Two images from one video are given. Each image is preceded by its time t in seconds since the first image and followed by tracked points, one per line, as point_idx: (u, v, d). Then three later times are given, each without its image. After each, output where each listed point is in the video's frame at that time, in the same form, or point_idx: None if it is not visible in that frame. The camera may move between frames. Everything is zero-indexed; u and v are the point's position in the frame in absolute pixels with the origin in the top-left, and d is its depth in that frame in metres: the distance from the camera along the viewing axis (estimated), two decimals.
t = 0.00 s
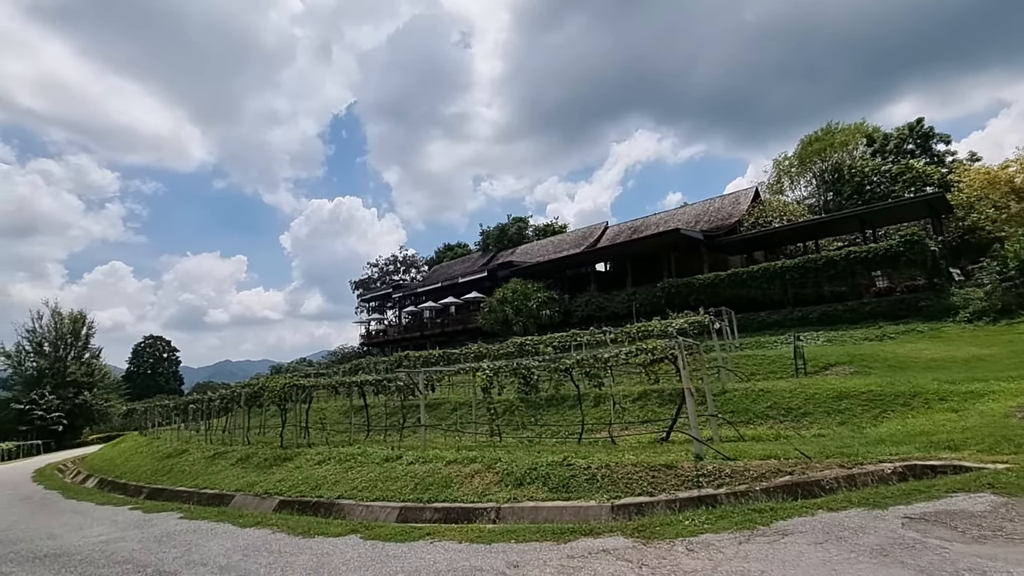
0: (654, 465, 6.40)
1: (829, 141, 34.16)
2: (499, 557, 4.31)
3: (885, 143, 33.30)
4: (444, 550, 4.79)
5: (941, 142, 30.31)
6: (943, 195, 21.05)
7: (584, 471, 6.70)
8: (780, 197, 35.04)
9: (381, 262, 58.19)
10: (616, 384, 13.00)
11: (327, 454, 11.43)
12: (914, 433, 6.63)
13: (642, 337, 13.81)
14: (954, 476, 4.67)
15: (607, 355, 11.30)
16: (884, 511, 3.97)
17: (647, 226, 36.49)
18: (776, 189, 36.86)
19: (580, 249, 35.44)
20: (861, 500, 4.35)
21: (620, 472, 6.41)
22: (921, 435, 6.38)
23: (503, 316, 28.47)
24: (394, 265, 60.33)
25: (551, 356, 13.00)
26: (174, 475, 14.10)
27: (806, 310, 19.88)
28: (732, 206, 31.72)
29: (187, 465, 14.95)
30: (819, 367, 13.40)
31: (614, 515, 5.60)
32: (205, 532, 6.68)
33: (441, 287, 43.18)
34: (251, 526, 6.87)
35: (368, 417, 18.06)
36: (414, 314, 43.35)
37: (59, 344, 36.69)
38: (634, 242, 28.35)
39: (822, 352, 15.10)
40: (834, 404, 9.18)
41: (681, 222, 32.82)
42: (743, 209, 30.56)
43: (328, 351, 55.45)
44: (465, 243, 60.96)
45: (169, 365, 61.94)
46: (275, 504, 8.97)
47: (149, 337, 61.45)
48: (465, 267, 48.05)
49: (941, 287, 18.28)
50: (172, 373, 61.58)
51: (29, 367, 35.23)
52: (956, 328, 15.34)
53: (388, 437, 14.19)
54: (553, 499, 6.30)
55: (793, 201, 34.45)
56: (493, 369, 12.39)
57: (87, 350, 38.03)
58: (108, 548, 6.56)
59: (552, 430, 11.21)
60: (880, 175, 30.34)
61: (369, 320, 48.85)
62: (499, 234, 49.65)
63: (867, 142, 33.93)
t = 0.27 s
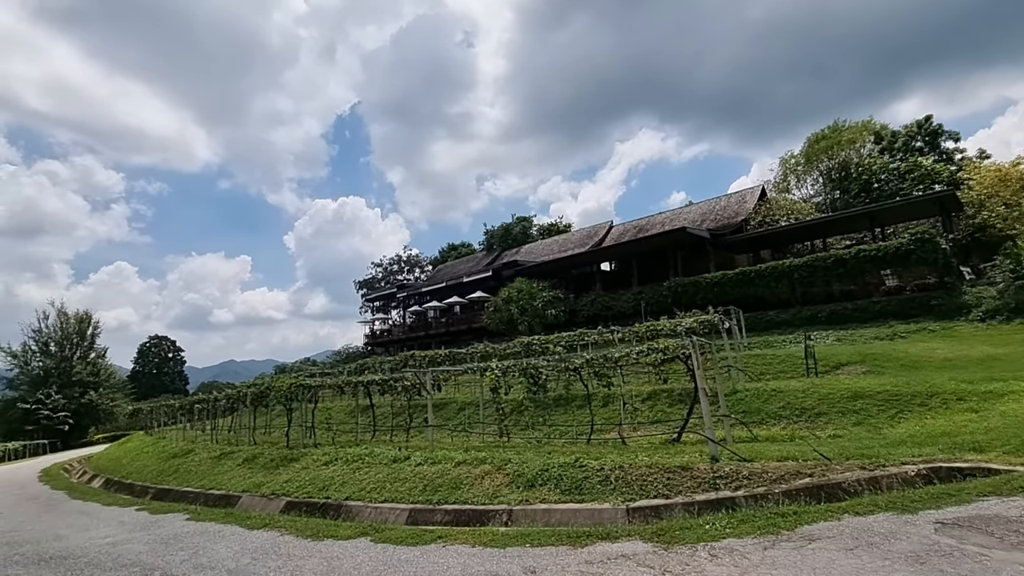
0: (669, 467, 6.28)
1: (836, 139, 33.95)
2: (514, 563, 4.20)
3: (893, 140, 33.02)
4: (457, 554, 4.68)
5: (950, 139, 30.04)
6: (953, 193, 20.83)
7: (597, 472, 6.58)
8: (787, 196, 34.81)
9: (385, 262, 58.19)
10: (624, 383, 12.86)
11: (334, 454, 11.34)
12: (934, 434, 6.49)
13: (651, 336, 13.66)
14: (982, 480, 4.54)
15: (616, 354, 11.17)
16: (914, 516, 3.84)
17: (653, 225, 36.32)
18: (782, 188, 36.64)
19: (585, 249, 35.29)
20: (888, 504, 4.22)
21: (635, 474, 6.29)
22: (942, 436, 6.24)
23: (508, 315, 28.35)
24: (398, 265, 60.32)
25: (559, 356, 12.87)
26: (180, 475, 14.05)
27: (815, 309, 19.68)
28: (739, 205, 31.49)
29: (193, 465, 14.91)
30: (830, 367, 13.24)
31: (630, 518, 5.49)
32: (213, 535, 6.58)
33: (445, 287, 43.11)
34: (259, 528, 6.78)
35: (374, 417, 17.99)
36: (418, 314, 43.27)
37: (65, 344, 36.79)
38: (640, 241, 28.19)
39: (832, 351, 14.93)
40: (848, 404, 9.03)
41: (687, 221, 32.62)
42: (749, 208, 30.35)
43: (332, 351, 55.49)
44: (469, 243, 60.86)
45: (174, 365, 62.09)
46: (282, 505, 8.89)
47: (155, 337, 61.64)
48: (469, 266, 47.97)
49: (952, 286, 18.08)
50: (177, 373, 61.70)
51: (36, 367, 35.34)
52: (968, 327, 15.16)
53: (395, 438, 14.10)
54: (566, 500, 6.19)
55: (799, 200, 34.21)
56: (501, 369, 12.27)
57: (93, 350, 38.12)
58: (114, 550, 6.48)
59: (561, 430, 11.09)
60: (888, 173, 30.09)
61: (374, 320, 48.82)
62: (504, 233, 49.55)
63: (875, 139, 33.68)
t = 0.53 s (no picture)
0: (685, 466, 6.17)
1: (841, 137, 33.78)
2: (533, 565, 4.10)
3: (899, 138, 32.82)
4: (474, 556, 4.58)
5: (957, 137, 29.85)
6: (962, 190, 20.67)
7: (611, 472, 6.47)
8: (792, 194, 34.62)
9: (388, 261, 58.15)
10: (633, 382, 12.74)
11: (341, 454, 11.25)
12: (955, 432, 6.37)
13: (660, 334, 13.53)
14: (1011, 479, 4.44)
15: (626, 353, 11.06)
16: (946, 517, 3.72)
17: (657, 224, 36.17)
18: (787, 186, 36.47)
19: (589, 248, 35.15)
20: (917, 504, 4.12)
21: (650, 474, 6.18)
22: (964, 435, 6.13)
23: (512, 315, 28.24)
24: (401, 264, 60.26)
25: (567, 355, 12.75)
26: (186, 475, 13.98)
27: (823, 308, 19.53)
28: (744, 203, 31.32)
29: (198, 465, 14.84)
30: (840, 366, 13.10)
31: (648, 519, 5.39)
32: (221, 535, 6.49)
33: (449, 286, 43.02)
34: (268, 528, 6.68)
35: (379, 416, 17.90)
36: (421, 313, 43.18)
37: (68, 344, 36.79)
38: (645, 239, 28.05)
39: (842, 350, 14.79)
40: (863, 403, 8.91)
41: (692, 219, 32.45)
42: (755, 206, 30.18)
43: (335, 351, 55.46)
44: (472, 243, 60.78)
45: (177, 365, 62.13)
46: (290, 505, 8.81)
47: (158, 337, 61.68)
48: (472, 265, 47.88)
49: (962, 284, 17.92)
50: (180, 374, 61.74)
51: (40, 367, 35.34)
52: (978, 325, 15.01)
53: (401, 437, 14.01)
54: (580, 501, 6.09)
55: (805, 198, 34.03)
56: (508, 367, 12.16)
57: (96, 350, 38.10)
58: (122, 551, 6.39)
59: (569, 429, 10.99)
60: (894, 170, 29.91)
61: (377, 320, 48.77)
62: (507, 233, 49.44)
63: (881, 137, 33.46)
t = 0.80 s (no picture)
0: (702, 467, 6.04)
1: (847, 135, 33.59)
2: (553, 570, 3.98)
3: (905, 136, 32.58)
4: (491, 559, 4.47)
5: (964, 135, 29.61)
6: (971, 188, 20.47)
7: (626, 473, 6.35)
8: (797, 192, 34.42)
9: (391, 261, 58.10)
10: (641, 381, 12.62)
11: (348, 454, 11.14)
12: (977, 433, 6.24)
13: (669, 334, 13.40)
14: None
15: (636, 352, 10.93)
16: (983, 520, 3.61)
17: (662, 223, 36.01)
18: (792, 184, 36.28)
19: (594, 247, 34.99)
20: (949, 507, 4.01)
21: (667, 475, 6.06)
22: (987, 436, 6.00)
23: (517, 314, 28.10)
24: (404, 264, 60.19)
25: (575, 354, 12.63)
26: (191, 476, 13.90)
27: (831, 307, 19.37)
28: (749, 201, 31.16)
29: (204, 465, 14.76)
30: (851, 365, 12.95)
31: (666, 521, 5.28)
32: (230, 538, 6.39)
33: (452, 286, 42.92)
34: (278, 530, 6.58)
35: (385, 416, 17.79)
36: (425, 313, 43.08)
37: (72, 344, 36.77)
38: (651, 238, 27.89)
39: (852, 349, 14.63)
40: (878, 402, 8.78)
41: (697, 218, 32.29)
42: (761, 205, 30.00)
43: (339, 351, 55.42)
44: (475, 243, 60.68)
45: (180, 365, 62.21)
46: (297, 506, 8.72)
47: (161, 337, 61.71)
48: (476, 265, 47.77)
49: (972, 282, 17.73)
50: (183, 374, 61.82)
51: (44, 367, 35.36)
52: (990, 324, 14.85)
53: (407, 437, 13.90)
54: (595, 502, 5.97)
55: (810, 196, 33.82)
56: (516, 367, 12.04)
57: (100, 350, 38.10)
58: (129, 553, 6.29)
59: (578, 429, 10.88)
60: (901, 168, 29.70)
61: (380, 319, 48.69)
62: (510, 232, 49.32)
63: (887, 135, 33.27)
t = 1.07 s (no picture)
0: (722, 467, 5.92)
1: (856, 133, 33.32)
2: (575, 572, 3.88)
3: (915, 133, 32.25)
4: (510, 561, 4.35)
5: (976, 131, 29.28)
6: (985, 185, 20.21)
7: (643, 472, 6.23)
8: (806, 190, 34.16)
9: (397, 261, 58.11)
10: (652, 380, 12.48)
11: (357, 453, 11.06)
12: (1005, 432, 6.08)
13: (680, 332, 13.24)
14: None
15: (648, 350, 10.79)
16: None
17: (668, 221, 35.81)
18: (800, 182, 36.04)
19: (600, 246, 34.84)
20: (986, 508, 3.88)
21: (686, 474, 5.94)
22: (1015, 435, 5.84)
23: (523, 313, 27.97)
24: (409, 264, 60.19)
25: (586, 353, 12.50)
26: (199, 475, 13.86)
27: (842, 305, 19.16)
28: (758, 200, 30.92)
29: (212, 465, 14.72)
30: (865, 364, 12.77)
31: (687, 522, 5.15)
32: (241, 538, 6.30)
33: (458, 285, 42.84)
34: (289, 531, 6.49)
35: (392, 415, 17.71)
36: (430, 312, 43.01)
37: (79, 344, 36.90)
38: (658, 237, 27.71)
39: (867, 347, 14.44)
40: (897, 401, 8.63)
41: (705, 216, 32.07)
42: (769, 203, 29.76)
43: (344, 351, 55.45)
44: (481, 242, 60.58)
45: (187, 365, 62.41)
46: (307, 506, 8.63)
47: (167, 337, 61.93)
48: (481, 265, 47.69)
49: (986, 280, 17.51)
50: (189, 374, 62.01)
51: (51, 367, 35.48)
52: (1006, 322, 14.63)
53: (416, 437, 13.81)
54: (613, 503, 5.85)
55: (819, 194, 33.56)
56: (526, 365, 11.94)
57: (107, 350, 38.20)
58: (139, 553, 6.21)
59: (589, 428, 10.75)
60: (911, 166, 29.41)
61: (386, 319, 48.66)
62: (516, 232, 49.22)
63: (897, 132, 32.98)
